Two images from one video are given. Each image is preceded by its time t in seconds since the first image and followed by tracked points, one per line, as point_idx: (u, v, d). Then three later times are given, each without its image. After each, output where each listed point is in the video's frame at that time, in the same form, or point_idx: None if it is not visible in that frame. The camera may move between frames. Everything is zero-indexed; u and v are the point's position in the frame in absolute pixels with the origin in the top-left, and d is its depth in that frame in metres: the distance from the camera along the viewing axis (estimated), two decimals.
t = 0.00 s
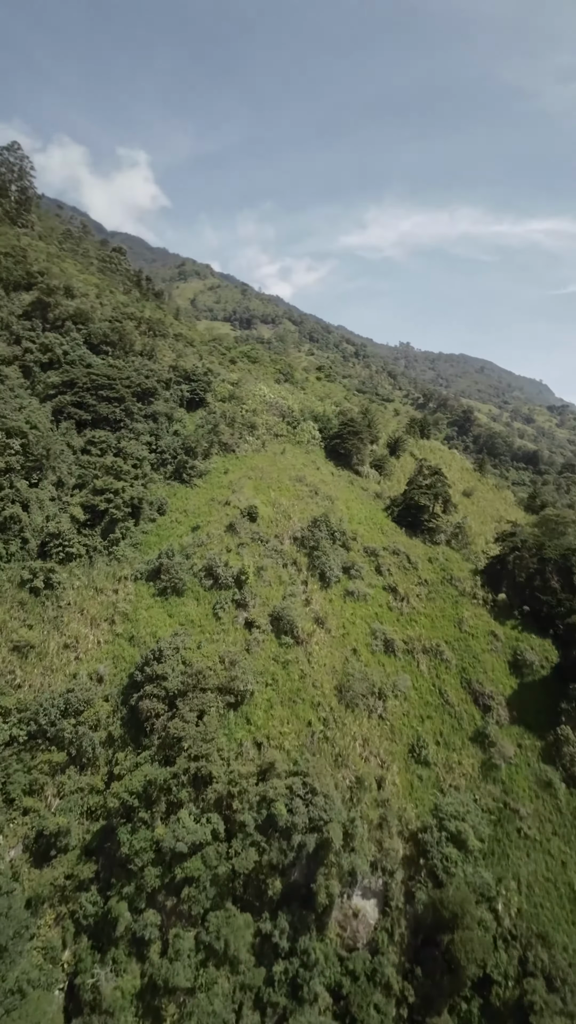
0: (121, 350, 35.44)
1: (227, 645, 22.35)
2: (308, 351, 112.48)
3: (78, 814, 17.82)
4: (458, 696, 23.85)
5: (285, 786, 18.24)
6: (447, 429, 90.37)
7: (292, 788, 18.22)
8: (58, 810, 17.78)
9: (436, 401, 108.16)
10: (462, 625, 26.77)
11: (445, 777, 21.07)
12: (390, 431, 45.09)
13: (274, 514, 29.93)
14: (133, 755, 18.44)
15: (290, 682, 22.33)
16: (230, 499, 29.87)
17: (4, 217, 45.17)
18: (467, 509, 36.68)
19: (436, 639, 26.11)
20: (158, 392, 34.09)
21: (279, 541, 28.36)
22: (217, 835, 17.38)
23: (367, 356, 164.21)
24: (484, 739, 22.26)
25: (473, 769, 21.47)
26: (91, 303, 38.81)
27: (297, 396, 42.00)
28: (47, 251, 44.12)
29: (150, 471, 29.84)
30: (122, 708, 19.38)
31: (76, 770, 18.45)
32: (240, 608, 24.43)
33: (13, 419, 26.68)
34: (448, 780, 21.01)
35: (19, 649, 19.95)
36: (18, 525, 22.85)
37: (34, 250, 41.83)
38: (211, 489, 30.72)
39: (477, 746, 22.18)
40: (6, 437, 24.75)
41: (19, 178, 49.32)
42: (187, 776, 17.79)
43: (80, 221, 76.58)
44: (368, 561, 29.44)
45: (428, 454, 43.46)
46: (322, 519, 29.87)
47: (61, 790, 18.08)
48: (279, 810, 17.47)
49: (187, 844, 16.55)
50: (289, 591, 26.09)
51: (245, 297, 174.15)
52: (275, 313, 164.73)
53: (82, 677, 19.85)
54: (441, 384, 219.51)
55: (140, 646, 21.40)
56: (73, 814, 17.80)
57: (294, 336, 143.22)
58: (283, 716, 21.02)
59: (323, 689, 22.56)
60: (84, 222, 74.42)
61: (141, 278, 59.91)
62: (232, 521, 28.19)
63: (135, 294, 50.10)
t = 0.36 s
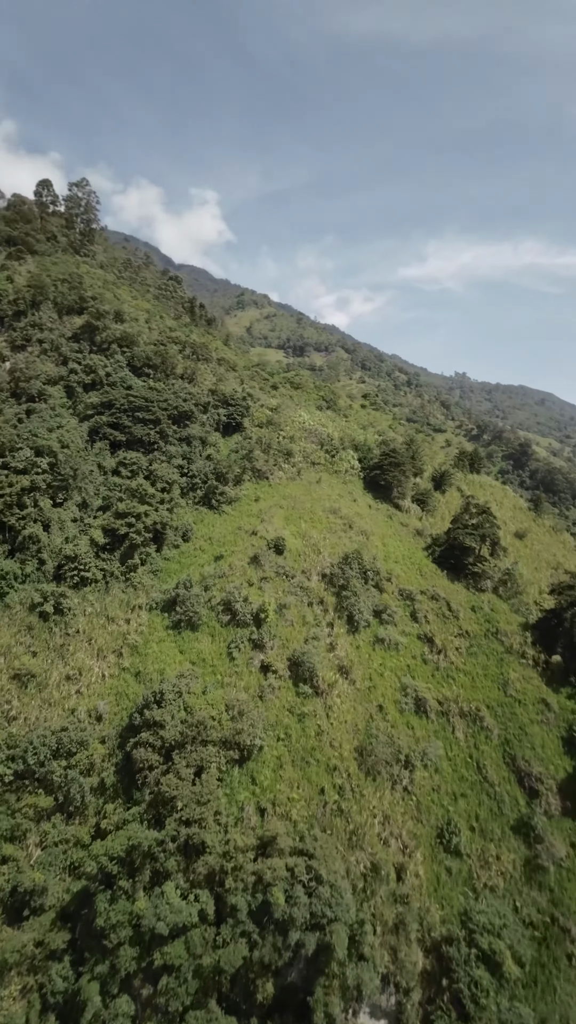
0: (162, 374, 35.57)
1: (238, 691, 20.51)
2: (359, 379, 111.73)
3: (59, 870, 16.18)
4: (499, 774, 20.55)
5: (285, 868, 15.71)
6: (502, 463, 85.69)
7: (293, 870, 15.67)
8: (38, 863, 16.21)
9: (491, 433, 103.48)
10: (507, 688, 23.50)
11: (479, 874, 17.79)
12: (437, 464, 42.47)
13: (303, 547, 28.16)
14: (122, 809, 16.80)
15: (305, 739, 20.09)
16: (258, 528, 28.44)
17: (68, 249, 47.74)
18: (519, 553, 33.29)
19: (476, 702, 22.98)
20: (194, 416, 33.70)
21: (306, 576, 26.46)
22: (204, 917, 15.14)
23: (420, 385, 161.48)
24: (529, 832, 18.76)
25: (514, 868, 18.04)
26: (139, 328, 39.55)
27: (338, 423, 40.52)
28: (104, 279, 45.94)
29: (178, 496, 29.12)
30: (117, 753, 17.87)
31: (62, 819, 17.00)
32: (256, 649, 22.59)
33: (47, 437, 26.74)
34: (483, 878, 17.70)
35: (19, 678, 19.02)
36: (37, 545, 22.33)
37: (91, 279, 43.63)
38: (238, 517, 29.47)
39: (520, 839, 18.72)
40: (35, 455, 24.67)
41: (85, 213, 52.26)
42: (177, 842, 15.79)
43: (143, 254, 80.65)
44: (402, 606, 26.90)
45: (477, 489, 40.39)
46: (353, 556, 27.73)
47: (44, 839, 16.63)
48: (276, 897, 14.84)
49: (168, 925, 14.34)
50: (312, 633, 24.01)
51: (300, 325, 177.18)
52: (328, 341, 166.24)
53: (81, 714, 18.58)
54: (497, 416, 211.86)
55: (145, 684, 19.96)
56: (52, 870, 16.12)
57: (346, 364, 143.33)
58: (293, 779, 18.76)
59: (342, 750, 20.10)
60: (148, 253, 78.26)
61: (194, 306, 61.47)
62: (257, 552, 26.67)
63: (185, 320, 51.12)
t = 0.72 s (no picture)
0: (199, 394, 35.27)
1: (241, 743, 18.70)
2: (408, 407, 109.43)
3: (23, 930, 14.27)
4: (539, 876, 17.25)
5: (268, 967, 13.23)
6: (559, 502, 80.26)
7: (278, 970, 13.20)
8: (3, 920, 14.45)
9: (547, 468, 97.69)
10: (552, 769, 20.13)
11: (507, 1005, 14.39)
12: (484, 500, 39.47)
13: (328, 583, 26.20)
14: (98, 867, 15.17)
15: (310, 805, 17.83)
16: (282, 559, 26.79)
17: (124, 273, 49.50)
18: (573, 606, 29.70)
19: (515, 781, 19.81)
20: (227, 438, 32.95)
21: (328, 616, 24.43)
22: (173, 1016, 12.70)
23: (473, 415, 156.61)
24: (573, 958, 15.17)
25: (553, 1003, 14.46)
26: (182, 348, 39.75)
27: (378, 452, 38.63)
28: (155, 302, 47.02)
29: (202, 522, 28.19)
30: (102, 799, 16.41)
31: (34, 869, 15.43)
32: (266, 695, 20.67)
33: (75, 454, 26.67)
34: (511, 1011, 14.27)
35: (12, 706, 18.06)
36: (49, 563, 21.77)
37: (141, 301, 44.73)
38: (262, 546, 28.01)
39: (562, 963, 15.19)
40: (60, 470, 24.40)
41: (143, 240, 54.25)
42: (149, 917, 13.69)
43: (200, 280, 83.29)
44: (434, 658, 24.24)
45: (528, 531, 37.02)
46: (383, 596, 25.40)
47: (14, 892, 14.98)
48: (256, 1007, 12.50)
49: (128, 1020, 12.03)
50: (330, 682, 21.85)
51: (352, 351, 177.65)
52: (379, 368, 165.21)
53: (70, 752, 17.37)
54: (555, 451, 201.99)
55: (141, 724, 18.48)
56: (16, 930, 14.26)
57: (396, 391, 141.63)
58: (292, 854, 16.53)
59: (352, 824, 17.63)
60: (204, 280, 80.71)
61: (243, 329, 62.06)
62: (277, 585, 24.97)
63: (231, 343, 51.39)
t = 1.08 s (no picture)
0: (226, 411, 34.47)
1: (235, 796, 17.02)
2: (450, 430, 105.95)
3: None
4: None
5: None
6: None
7: None
8: None
9: None
10: None
11: None
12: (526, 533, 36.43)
13: (346, 618, 24.22)
14: (63, 929, 13.55)
15: (307, 877, 15.76)
16: (299, 588, 25.08)
17: (164, 290, 50.10)
18: None
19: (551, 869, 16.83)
20: (251, 456, 31.83)
21: (343, 655, 22.42)
22: None
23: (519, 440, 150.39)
24: None
25: None
26: (213, 364, 39.28)
27: (410, 477, 36.53)
28: (192, 318, 47.14)
29: (218, 544, 27.04)
30: (79, 847, 15.00)
31: None
32: (268, 740, 18.82)
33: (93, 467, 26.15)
34: None
35: None
36: (53, 579, 21.01)
37: (178, 317, 44.89)
38: (279, 572, 26.41)
39: None
40: (74, 483, 23.82)
41: (185, 258, 55.02)
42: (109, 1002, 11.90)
43: (243, 298, 84.17)
44: (460, 710, 21.72)
45: (575, 570, 33.70)
46: (405, 636, 23.18)
47: None
48: None
49: None
50: (340, 730, 19.77)
51: (394, 371, 175.65)
52: (421, 388, 162.17)
53: (50, 789, 16.10)
54: None
55: (130, 764, 17.07)
56: None
57: (437, 413, 138.20)
58: (282, 934, 14.52)
59: (355, 905, 15.36)
60: (247, 297, 81.46)
61: (280, 347, 61.63)
62: (291, 616, 23.23)
63: (266, 360, 50.83)
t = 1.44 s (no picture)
0: (243, 423, 33.39)
1: (230, 850, 15.45)
2: (483, 441, 102.17)
3: None
4: None
5: None
6: None
7: None
8: None
9: None
10: None
11: None
12: (564, 556, 33.60)
13: (361, 647, 22.36)
14: (29, 999, 12.21)
15: (305, 951, 13.94)
16: (311, 613, 23.44)
17: (188, 300, 49.90)
18: None
19: None
20: (267, 470, 30.53)
21: (356, 690, 20.58)
22: None
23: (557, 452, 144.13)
24: None
25: None
26: (233, 375, 38.40)
27: (436, 493, 34.41)
28: (214, 328, 46.58)
29: (228, 564, 25.81)
30: (54, 900, 13.69)
31: None
32: (270, 785, 17.17)
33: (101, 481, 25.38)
34: None
35: None
36: (51, 600, 20.14)
37: (200, 327, 44.38)
38: (291, 595, 24.86)
39: None
40: (79, 498, 23.02)
41: (210, 269, 54.81)
42: None
43: (270, 308, 84.01)
44: (487, 758, 19.47)
45: None
46: (426, 671, 21.14)
47: None
48: None
49: None
50: (349, 777, 17.92)
51: (425, 380, 172.40)
52: (453, 398, 158.16)
53: (30, 831, 14.97)
54: None
55: (119, 808, 15.82)
56: None
57: (470, 423, 134.14)
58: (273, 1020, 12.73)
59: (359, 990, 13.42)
60: (274, 307, 81.09)
61: (305, 357, 60.59)
62: (301, 644, 21.58)
63: (289, 370, 49.78)
